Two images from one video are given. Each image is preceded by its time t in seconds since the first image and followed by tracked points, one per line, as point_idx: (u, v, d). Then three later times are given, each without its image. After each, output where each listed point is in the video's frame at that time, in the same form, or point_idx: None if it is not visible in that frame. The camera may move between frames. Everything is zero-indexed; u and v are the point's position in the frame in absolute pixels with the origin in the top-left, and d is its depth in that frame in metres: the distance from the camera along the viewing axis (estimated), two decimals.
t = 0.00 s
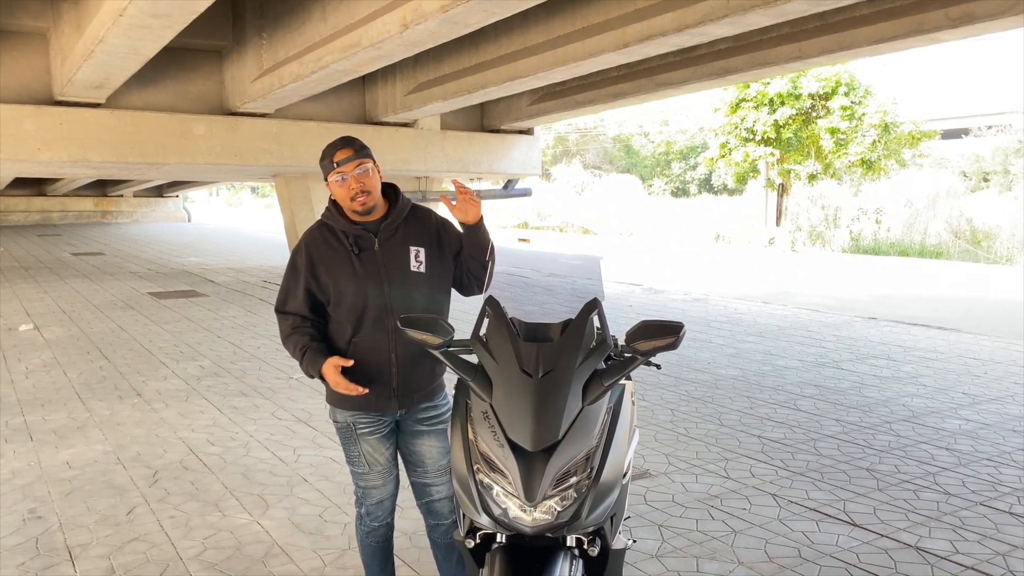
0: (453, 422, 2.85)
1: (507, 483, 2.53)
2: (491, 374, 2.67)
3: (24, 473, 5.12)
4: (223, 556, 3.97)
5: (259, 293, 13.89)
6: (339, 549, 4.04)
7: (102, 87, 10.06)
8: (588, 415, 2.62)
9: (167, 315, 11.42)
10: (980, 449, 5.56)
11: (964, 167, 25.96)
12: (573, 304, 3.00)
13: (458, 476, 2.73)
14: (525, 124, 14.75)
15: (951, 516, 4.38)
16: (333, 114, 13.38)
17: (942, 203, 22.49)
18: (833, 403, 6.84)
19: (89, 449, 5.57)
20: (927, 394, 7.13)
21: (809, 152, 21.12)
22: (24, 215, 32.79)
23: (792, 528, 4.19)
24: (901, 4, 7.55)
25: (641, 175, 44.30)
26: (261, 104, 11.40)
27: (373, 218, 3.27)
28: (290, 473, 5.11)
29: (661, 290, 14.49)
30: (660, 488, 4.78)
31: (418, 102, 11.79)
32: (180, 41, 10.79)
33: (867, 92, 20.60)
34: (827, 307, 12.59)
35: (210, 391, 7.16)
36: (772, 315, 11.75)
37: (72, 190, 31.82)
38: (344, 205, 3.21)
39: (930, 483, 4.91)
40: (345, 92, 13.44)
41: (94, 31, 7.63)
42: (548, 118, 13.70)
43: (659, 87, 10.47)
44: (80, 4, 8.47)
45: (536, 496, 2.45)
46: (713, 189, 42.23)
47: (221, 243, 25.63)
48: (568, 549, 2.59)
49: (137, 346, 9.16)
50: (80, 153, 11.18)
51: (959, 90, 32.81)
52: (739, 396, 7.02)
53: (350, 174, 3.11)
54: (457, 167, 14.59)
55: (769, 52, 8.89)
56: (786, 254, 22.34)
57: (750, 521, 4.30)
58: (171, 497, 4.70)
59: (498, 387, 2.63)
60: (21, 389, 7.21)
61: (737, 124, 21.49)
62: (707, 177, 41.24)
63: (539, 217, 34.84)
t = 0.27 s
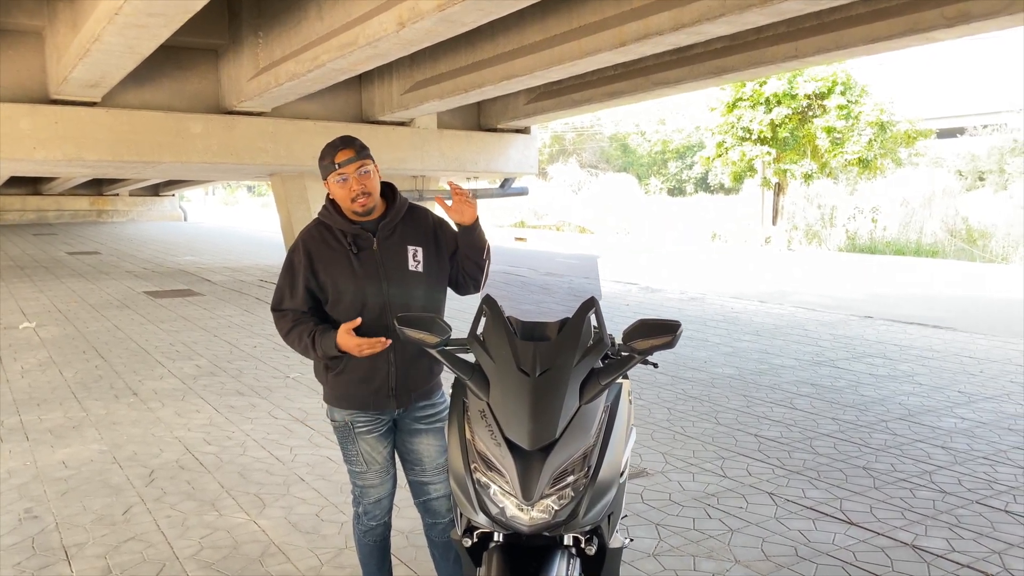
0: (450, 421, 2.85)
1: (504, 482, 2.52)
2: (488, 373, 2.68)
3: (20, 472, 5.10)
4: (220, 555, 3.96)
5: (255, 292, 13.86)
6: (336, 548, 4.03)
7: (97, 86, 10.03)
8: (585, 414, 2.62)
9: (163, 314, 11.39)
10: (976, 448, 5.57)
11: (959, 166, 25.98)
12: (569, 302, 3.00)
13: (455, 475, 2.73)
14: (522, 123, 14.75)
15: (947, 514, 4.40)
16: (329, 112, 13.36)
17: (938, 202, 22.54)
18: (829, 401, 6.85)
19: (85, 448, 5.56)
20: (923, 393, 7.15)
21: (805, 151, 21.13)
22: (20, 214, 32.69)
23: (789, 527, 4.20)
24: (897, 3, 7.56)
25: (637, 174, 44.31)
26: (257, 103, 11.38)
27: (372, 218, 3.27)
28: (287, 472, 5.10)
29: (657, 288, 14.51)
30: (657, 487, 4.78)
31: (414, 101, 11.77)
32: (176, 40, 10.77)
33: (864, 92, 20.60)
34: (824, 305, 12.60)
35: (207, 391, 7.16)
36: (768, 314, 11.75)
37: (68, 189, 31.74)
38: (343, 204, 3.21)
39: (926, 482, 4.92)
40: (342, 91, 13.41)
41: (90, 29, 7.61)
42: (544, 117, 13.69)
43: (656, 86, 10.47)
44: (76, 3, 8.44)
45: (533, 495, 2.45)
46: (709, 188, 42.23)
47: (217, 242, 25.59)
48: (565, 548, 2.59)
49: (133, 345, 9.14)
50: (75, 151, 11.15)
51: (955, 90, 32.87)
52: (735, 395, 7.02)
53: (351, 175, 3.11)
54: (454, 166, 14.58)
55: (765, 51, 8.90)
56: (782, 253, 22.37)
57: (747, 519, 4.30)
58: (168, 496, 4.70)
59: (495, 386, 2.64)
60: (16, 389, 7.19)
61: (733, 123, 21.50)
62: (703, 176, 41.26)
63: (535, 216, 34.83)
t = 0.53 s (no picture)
0: (447, 421, 2.85)
1: (502, 482, 2.52)
2: (486, 372, 2.68)
3: (17, 473, 5.09)
4: (217, 555, 3.96)
5: (252, 292, 13.85)
6: (333, 549, 4.03)
7: (94, 85, 10.01)
8: (582, 414, 2.62)
9: (160, 314, 11.38)
10: (973, 447, 5.58)
11: (956, 166, 26.01)
12: (567, 303, 3.00)
13: (452, 475, 2.73)
14: (519, 123, 14.75)
15: (944, 514, 4.40)
16: (326, 113, 13.35)
17: (934, 202, 22.59)
18: (827, 401, 6.86)
19: (82, 449, 5.55)
20: (920, 392, 7.16)
21: (802, 151, 21.15)
22: (16, 214, 32.63)
23: (786, 526, 4.20)
24: (894, 3, 7.57)
25: (634, 174, 44.35)
26: (254, 103, 11.37)
27: (370, 218, 3.26)
28: (284, 472, 5.10)
29: (655, 288, 14.51)
30: (655, 487, 4.78)
31: (412, 101, 11.77)
32: (173, 39, 10.75)
33: (861, 92, 20.62)
34: (821, 305, 12.61)
35: (204, 391, 7.15)
36: (765, 314, 11.77)
37: (65, 188, 31.69)
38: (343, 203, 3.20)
39: (923, 481, 4.92)
40: (339, 91, 13.41)
41: (86, 29, 7.59)
42: (541, 117, 13.69)
43: (653, 86, 10.48)
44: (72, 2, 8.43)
45: (530, 495, 2.45)
46: (706, 188, 42.25)
47: (215, 242, 25.58)
48: (563, 548, 2.59)
49: (130, 346, 9.13)
50: (72, 151, 11.14)
51: (950, 90, 32.92)
52: (733, 395, 7.03)
53: (350, 173, 3.10)
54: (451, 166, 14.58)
55: (762, 51, 8.91)
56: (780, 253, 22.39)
57: (744, 519, 4.30)
58: (164, 497, 4.69)
59: (493, 386, 2.64)
60: (13, 389, 7.17)
61: (731, 123, 21.52)
62: (701, 176, 41.30)
63: (533, 216, 34.82)
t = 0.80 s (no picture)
0: (445, 422, 2.85)
1: (500, 483, 2.52)
2: (484, 374, 2.68)
3: (14, 474, 5.09)
4: (216, 557, 3.95)
5: (250, 292, 13.84)
6: (332, 550, 4.03)
7: (92, 86, 10.00)
8: (581, 415, 2.62)
9: (158, 315, 11.38)
10: (970, 448, 5.59)
11: (954, 167, 26.07)
12: (565, 303, 3.00)
13: (450, 476, 2.73)
14: (517, 124, 14.75)
15: (942, 514, 4.41)
16: (324, 113, 13.34)
17: (932, 202, 22.65)
18: (824, 402, 6.87)
19: (80, 450, 5.54)
20: (917, 393, 7.17)
21: (800, 152, 21.17)
22: (14, 215, 32.58)
23: (784, 527, 4.20)
24: (892, 4, 7.58)
25: (632, 174, 44.39)
26: (251, 103, 11.37)
27: (371, 220, 3.26)
28: (282, 473, 5.10)
29: (653, 289, 14.52)
30: (653, 487, 4.79)
31: (410, 101, 11.76)
32: (171, 40, 10.74)
33: (859, 93, 20.67)
34: (819, 306, 12.62)
35: (201, 392, 7.14)
36: (763, 314, 11.78)
37: (62, 189, 31.66)
38: (346, 201, 3.19)
39: (921, 482, 4.93)
40: (337, 91, 13.39)
41: (84, 29, 7.58)
42: (540, 117, 13.70)
43: (651, 87, 10.49)
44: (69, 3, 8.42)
45: (528, 496, 2.45)
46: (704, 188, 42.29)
47: (213, 243, 25.57)
48: (561, 549, 2.59)
49: (127, 346, 9.12)
50: (70, 152, 11.12)
51: (947, 91, 32.99)
52: (731, 395, 7.03)
53: (355, 171, 3.10)
54: (449, 167, 14.58)
55: (760, 52, 8.91)
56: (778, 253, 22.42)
57: (742, 519, 4.31)
58: (162, 498, 4.68)
59: (491, 387, 2.64)
60: (11, 390, 7.16)
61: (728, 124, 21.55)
62: (699, 176, 41.35)
63: (530, 216, 34.85)
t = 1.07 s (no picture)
0: (444, 423, 2.85)
1: (498, 484, 2.52)
2: (482, 374, 2.68)
3: (12, 475, 5.08)
4: (214, 557, 3.95)
5: (248, 294, 13.84)
6: (330, 551, 4.03)
7: (90, 87, 9.99)
8: (579, 416, 2.62)
9: (156, 316, 11.37)
10: (968, 449, 5.59)
11: (952, 168, 26.10)
12: (564, 304, 3.01)
13: (449, 476, 2.73)
14: (516, 125, 14.76)
15: (939, 515, 4.41)
16: (323, 114, 13.33)
17: (929, 203, 22.66)
18: (822, 402, 6.87)
19: (78, 451, 5.54)
20: (916, 393, 7.17)
21: (798, 153, 21.16)
22: (11, 216, 32.53)
23: (782, 527, 4.21)
24: (890, 5, 7.59)
25: (631, 175, 44.43)
26: (250, 104, 11.36)
27: (376, 221, 3.26)
28: (281, 474, 5.10)
29: (652, 290, 14.53)
30: (652, 488, 4.79)
31: (408, 102, 11.76)
32: (169, 41, 10.74)
33: (857, 95, 20.69)
34: (816, 307, 12.64)
35: (199, 393, 7.13)
36: (761, 315, 11.79)
37: (60, 190, 31.62)
38: (353, 202, 3.18)
39: (919, 482, 4.94)
40: (335, 92, 13.39)
41: (82, 30, 7.58)
42: (538, 118, 13.70)
43: (649, 87, 10.50)
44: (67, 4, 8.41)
45: (527, 497, 2.45)
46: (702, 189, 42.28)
47: (211, 244, 25.56)
48: (559, 550, 2.59)
49: (125, 347, 9.11)
50: (68, 153, 11.12)
51: (945, 92, 33.02)
52: (729, 396, 7.04)
53: (363, 171, 3.11)
54: (447, 167, 14.58)
55: (758, 53, 8.92)
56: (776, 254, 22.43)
57: (741, 520, 4.31)
58: (160, 499, 4.68)
59: (489, 389, 2.64)
60: (8, 391, 7.16)
61: (727, 125, 21.57)
62: (697, 178, 41.35)
63: (529, 217, 34.89)
